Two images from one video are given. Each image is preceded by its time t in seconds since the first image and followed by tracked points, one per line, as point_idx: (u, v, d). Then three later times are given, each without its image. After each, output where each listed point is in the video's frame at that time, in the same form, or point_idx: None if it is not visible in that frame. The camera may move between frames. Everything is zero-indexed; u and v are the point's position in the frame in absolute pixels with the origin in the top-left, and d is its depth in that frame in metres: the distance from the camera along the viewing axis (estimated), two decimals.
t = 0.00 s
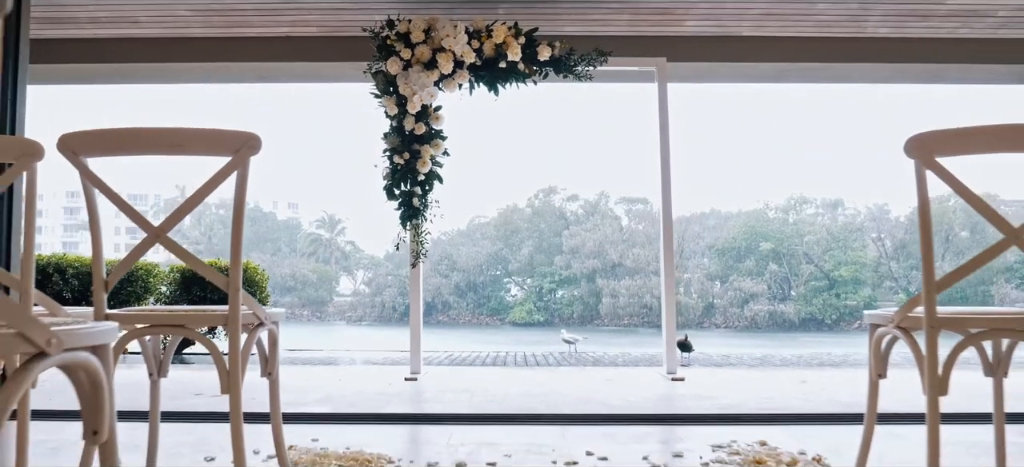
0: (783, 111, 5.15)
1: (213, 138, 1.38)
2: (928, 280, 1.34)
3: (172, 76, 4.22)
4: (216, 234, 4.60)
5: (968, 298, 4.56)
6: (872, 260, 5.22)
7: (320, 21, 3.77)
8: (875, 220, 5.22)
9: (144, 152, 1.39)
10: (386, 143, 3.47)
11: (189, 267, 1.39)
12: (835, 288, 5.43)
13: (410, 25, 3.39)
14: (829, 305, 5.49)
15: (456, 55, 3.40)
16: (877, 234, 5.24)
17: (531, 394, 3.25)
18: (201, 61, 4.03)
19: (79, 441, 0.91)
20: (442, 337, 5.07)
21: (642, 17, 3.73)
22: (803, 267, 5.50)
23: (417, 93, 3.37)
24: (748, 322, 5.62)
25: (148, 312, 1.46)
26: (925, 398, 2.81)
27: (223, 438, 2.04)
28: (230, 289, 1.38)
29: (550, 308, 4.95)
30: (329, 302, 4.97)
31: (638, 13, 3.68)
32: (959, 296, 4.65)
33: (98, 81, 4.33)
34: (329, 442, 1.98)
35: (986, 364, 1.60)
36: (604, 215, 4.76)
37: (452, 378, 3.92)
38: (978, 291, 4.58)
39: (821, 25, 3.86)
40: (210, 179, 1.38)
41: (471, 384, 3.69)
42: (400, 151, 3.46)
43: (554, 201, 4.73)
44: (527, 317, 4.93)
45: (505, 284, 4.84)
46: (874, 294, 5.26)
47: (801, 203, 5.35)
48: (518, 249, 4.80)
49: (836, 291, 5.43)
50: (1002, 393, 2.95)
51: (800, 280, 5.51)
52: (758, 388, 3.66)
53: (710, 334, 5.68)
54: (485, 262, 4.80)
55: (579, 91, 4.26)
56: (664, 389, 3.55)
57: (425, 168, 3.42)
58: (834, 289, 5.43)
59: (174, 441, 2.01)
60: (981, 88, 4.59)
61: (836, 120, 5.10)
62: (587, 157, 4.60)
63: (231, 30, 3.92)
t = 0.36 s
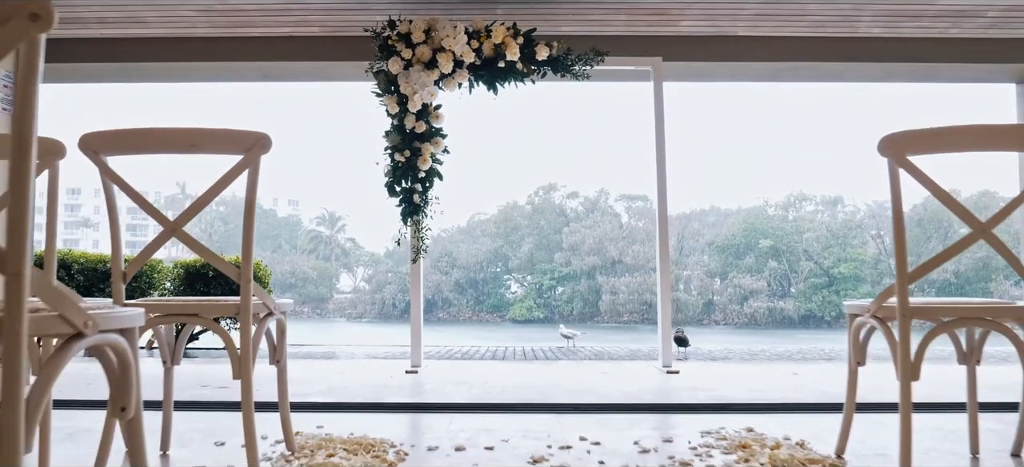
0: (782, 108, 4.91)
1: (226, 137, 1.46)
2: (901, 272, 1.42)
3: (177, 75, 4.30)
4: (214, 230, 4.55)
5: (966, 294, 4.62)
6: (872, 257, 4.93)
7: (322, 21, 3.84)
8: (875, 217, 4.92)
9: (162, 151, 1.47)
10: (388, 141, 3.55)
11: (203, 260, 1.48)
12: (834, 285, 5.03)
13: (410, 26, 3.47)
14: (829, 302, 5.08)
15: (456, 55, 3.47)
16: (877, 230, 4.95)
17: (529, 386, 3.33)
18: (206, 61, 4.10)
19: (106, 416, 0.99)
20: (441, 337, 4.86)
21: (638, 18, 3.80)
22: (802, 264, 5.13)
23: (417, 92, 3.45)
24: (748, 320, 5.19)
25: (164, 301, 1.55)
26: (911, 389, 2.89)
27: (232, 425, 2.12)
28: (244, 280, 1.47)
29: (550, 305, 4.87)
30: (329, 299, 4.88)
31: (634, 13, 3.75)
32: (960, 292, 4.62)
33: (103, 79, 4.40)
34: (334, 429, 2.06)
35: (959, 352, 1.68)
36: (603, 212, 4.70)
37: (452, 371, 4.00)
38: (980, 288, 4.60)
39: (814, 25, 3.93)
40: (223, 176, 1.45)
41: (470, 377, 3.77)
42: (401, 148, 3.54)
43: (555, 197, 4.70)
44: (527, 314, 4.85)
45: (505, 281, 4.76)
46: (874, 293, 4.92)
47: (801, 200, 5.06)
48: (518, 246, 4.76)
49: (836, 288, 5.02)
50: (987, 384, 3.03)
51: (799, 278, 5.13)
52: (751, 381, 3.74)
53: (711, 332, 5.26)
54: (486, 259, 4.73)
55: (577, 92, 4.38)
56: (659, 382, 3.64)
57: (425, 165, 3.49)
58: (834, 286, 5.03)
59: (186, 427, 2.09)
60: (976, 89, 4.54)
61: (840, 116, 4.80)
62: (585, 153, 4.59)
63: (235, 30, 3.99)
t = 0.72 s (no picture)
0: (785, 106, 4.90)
1: (239, 134, 1.53)
2: (879, 263, 1.50)
3: (181, 73, 4.37)
4: (218, 226, 4.61)
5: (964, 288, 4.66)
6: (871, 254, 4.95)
7: (324, 20, 3.91)
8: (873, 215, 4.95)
9: (177, 148, 1.55)
10: (390, 138, 3.62)
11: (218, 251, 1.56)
12: (834, 283, 4.99)
13: (412, 25, 3.54)
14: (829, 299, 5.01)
15: (456, 54, 3.54)
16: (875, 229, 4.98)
17: (528, 377, 3.42)
18: (211, 59, 4.18)
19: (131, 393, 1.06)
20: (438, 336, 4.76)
21: (635, 17, 3.87)
22: (802, 261, 5.06)
23: (419, 90, 3.52)
24: (747, 317, 5.17)
25: (179, 291, 1.64)
26: (899, 379, 2.98)
27: (241, 412, 2.20)
28: (255, 270, 1.55)
29: (549, 301, 4.81)
30: (330, 295, 4.79)
31: (631, 12, 3.82)
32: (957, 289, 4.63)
33: (108, 77, 4.46)
34: (340, 415, 2.14)
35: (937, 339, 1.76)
36: (603, 209, 4.64)
37: (453, 364, 4.08)
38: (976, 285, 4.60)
39: (809, 24, 4.00)
40: (236, 172, 1.53)
41: (470, 370, 3.85)
42: (403, 145, 3.61)
43: (555, 195, 4.69)
44: (526, 311, 4.79)
45: (505, 279, 4.75)
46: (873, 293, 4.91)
47: (801, 197, 4.99)
48: (518, 243, 4.73)
49: (836, 287, 4.98)
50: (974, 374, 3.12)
51: (799, 275, 5.07)
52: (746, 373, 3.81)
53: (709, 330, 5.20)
54: (486, 256, 4.73)
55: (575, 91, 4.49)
56: (655, 374, 3.72)
57: (426, 162, 3.57)
58: (833, 285, 4.99)
59: (196, 413, 2.17)
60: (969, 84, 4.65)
61: (835, 111, 4.82)
62: (585, 152, 4.63)
63: (239, 29, 4.06)
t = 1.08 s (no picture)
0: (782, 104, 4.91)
1: (249, 133, 1.61)
2: (857, 256, 1.58)
3: (185, 72, 4.45)
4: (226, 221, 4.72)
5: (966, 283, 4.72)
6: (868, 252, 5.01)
7: (326, 20, 3.99)
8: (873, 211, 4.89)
9: (191, 147, 1.63)
10: (390, 136, 3.70)
11: (230, 245, 1.64)
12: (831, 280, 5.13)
13: (413, 25, 3.61)
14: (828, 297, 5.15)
15: (456, 54, 3.62)
16: (878, 225, 4.92)
17: (526, 370, 3.50)
18: (215, 58, 4.26)
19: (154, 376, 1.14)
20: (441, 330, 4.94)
21: (632, 17, 3.95)
22: (801, 257, 5.12)
23: (419, 89, 3.59)
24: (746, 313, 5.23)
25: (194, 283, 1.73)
26: (887, 371, 3.06)
27: (249, 400, 2.28)
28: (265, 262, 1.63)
29: (549, 298, 4.98)
30: (330, 292, 4.85)
31: (628, 12, 3.90)
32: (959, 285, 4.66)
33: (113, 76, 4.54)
34: (345, 403, 2.22)
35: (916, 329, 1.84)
36: (603, 206, 4.72)
37: (453, 358, 4.16)
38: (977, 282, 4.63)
39: (802, 24, 4.07)
40: (247, 170, 1.61)
41: (470, 363, 3.93)
42: (404, 143, 3.69)
43: (554, 191, 4.76)
44: (526, 307, 4.92)
45: (505, 275, 4.86)
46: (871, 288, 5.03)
47: (800, 193, 5.06)
48: (518, 240, 4.83)
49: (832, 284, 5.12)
50: (961, 367, 3.20)
51: (799, 272, 5.12)
52: (741, 367, 3.89)
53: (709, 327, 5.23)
54: (485, 252, 4.83)
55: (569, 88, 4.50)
56: (651, 367, 3.80)
57: (427, 159, 3.65)
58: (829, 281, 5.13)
59: (207, 401, 2.25)
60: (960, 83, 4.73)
61: (832, 110, 4.85)
62: (584, 151, 4.67)
63: (243, 29, 4.14)
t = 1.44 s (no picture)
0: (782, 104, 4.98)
1: (261, 134, 1.69)
2: (839, 252, 1.66)
3: (190, 71, 4.54)
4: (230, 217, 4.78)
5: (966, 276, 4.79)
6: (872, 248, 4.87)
7: (329, 21, 4.08)
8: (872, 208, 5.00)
9: (206, 147, 1.71)
10: (392, 135, 3.78)
11: (243, 240, 1.72)
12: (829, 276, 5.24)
13: (414, 26, 3.69)
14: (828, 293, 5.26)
15: (456, 54, 3.69)
16: (875, 221, 5.00)
17: (524, 363, 3.58)
18: (220, 58, 4.35)
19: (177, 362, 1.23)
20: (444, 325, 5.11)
21: (630, 17, 4.02)
22: (801, 255, 5.15)
23: (421, 89, 3.67)
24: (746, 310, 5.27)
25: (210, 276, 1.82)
26: (875, 364, 3.15)
27: (258, 390, 2.37)
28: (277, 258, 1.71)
29: (549, 296, 5.03)
30: (330, 289, 4.95)
31: (626, 13, 3.98)
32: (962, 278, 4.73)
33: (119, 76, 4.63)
34: (350, 393, 2.30)
35: (896, 320, 1.93)
36: (603, 203, 4.86)
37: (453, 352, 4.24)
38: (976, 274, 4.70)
39: (796, 25, 4.15)
40: (258, 170, 1.69)
41: (470, 357, 4.01)
42: (406, 142, 3.77)
43: (554, 189, 4.83)
44: (526, 304, 5.00)
45: (505, 272, 4.92)
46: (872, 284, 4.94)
47: (800, 191, 5.09)
48: (517, 237, 4.89)
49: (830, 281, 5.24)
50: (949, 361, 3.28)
51: (799, 269, 5.16)
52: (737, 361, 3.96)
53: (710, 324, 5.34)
54: (485, 250, 4.89)
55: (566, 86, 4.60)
56: (647, 360, 3.88)
57: (428, 157, 3.74)
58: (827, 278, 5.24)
59: (218, 391, 2.34)
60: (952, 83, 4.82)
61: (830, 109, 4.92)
62: (585, 152, 4.73)
63: (248, 29, 4.23)
